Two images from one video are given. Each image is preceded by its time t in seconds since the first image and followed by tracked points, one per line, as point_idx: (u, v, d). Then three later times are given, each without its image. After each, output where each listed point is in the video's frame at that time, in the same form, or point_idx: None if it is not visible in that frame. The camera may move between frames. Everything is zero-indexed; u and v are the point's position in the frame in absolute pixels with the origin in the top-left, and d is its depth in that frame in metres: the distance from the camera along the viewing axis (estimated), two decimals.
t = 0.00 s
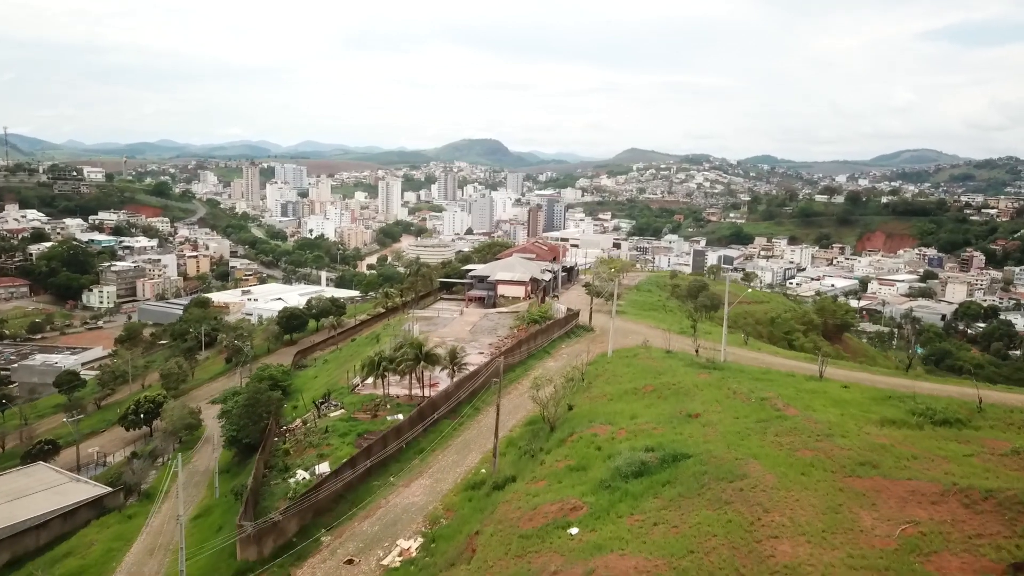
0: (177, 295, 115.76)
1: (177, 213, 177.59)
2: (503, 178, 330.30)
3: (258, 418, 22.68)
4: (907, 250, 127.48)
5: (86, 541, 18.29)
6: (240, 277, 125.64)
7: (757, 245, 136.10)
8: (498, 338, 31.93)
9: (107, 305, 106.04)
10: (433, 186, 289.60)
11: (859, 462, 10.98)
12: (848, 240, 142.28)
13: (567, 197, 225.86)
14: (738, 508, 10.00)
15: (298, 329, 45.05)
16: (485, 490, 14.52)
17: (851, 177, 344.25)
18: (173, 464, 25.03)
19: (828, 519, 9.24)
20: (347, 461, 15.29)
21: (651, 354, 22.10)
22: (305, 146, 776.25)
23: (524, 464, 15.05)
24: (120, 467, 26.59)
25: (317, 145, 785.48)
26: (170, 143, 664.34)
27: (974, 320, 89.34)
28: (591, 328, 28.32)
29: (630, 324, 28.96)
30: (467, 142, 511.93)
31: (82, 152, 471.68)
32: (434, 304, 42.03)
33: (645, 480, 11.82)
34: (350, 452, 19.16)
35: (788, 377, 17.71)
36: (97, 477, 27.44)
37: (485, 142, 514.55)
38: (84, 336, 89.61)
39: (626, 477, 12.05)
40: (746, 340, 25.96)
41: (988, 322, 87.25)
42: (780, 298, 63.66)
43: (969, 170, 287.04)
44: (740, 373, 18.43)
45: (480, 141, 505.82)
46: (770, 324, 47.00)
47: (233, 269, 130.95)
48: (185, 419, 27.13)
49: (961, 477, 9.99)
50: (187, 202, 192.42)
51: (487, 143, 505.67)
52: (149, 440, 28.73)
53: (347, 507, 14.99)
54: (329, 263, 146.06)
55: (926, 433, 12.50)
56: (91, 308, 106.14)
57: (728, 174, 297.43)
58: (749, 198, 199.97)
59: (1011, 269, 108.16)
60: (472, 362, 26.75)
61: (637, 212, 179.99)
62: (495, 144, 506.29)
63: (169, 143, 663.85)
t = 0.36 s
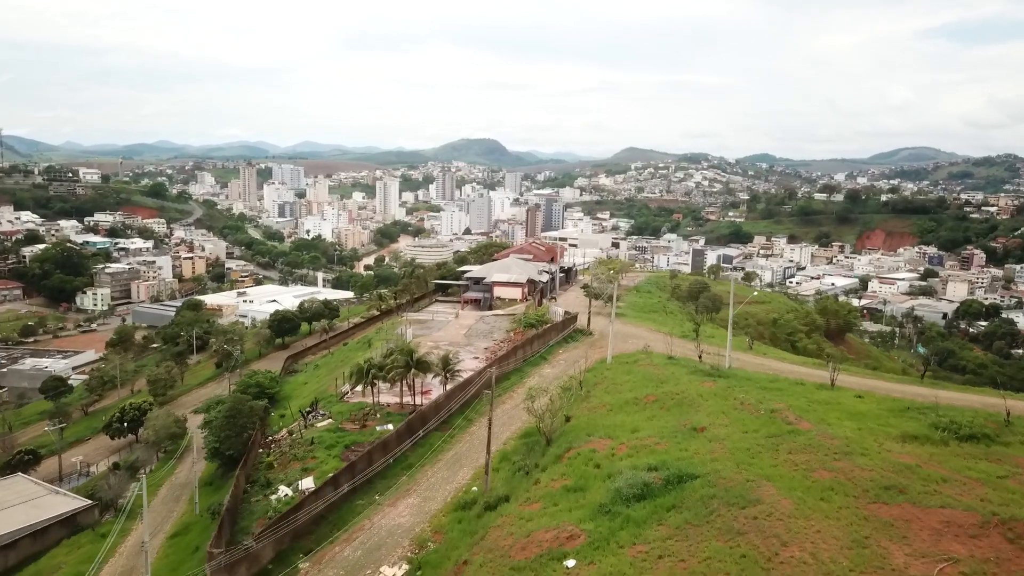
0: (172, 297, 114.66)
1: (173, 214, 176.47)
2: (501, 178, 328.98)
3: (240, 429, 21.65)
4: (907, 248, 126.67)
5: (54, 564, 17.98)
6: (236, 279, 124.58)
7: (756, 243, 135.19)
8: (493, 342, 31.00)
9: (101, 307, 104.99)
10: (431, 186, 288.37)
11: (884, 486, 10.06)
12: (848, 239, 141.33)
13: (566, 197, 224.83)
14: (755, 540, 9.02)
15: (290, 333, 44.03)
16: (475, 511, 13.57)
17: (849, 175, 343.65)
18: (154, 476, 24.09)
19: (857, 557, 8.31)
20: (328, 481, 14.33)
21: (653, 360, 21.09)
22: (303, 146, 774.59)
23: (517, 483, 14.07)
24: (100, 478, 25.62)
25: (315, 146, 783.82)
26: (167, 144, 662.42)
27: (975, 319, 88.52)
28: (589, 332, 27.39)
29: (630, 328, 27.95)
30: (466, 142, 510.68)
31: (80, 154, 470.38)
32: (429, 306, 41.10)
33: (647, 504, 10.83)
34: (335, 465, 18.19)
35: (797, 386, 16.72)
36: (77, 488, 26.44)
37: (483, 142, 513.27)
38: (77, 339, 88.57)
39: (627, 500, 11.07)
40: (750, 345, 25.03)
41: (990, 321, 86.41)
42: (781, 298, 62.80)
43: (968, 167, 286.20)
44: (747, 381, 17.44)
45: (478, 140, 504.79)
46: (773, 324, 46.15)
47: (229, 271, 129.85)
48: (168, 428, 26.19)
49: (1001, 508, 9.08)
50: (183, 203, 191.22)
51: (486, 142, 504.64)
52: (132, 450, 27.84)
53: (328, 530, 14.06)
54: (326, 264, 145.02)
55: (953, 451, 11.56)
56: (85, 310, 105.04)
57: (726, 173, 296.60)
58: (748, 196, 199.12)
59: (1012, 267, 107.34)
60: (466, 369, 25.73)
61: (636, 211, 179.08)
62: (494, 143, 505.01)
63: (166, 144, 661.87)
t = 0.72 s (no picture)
0: (166, 299, 113.47)
1: (169, 215, 175.24)
2: (499, 177, 327.96)
3: (221, 437, 20.65)
4: (907, 245, 125.82)
5: None
6: (231, 280, 123.44)
7: (755, 242, 134.30)
8: (489, 344, 30.00)
9: (95, 309, 103.83)
10: (429, 186, 287.24)
11: (915, 506, 9.12)
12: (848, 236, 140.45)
13: (564, 196, 223.86)
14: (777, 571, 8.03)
15: (282, 335, 43.00)
16: (465, 528, 12.57)
17: (848, 173, 342.96)
18: (134, 485, 23.03)
19: None
20: (306, 497, 13.31)
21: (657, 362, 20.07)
22: (302, 146, 772.87)
23: (512, 497, 13.05)
24: (79, 488, 24.54)
25: (313, 145, 781.56)
26: (165, 145, 660.59)
27: (977, 317, 87.53)
28: (588, 333, 26.41)
29: (631, 329, 26.96)
30: (464, 142, 509.59)
31: (77, 155, 469.16)
32: (424, 307, 40.13)
33: (653, 524, 9.83)
34: (318, 476, 17.19)
35: (810, 390, 15.74)
36: (57, 498, 25.39)
37: (481, 142, 512.08)
38: (70, 341, 87.39)
39: (631, 519, 10.08)
40: (756, 346, 24.04)
41: (992, 318, 85.46)
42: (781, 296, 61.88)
43: (966, 165, 285.59)
44: (757, 384, 16.48)
45: (476, 140, 503.64)
46: (776, 323, 45.25)
47: (225, 271, 128.65)
48: (150, 435, 25.17)
49: None
50: (179, 204, 189.92)
51: (484, 142, 503.54)
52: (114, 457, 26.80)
53: (306, 551, 13.08)
54: (323, 265, 143.93)
55: (986, 464, 10.62)
56: (78, 312, 103.86)
57: (725, 171, 295.66)
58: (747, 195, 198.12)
59: (1013, 264, 106.45)
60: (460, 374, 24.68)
61: (635, 210, 178.02)
62: (492, 143, 503.95)
63: (164, 145, 660.27)
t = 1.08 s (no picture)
0: (161, 300, 112.28)
1: (165, 215, 174.10)
2: (497, 177, 326.95)
3: (201, 444, 19.65)
4: (908, 243, 124.87)
5: None
6: (227, 280, 122.33)
7: (755, 240, 133.41)
8: (485, 346, 28.99)
9: (88, 310, 102.64)
10: (427, 185, 286.07)
11: (960, 532, 8.13)
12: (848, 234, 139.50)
13: (562, 195, 222.90)
14: None
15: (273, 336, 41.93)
16: (453, 548, 11.53)
17: (847, 171, 342.46)
18: (113, 494, 22.05)
19: None
20: (280, 514, 12.25)
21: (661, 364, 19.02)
22: (300, 147, 772.45)
23: (505, 512, 12.02)
24: (55, 496, 23.44)
25: (311, 145, 778.69)
26: (163, 147, 659.16)
27: (979, 314, 86.58)
28: (588, 332, 25.38)
29: (632, 329, 25.86)
30: (462, 142, 508.58)
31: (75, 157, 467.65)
32: (418, 306, 39.10)
33: (660, 547, 8.77)
34: (299, 488, 16.15)
35: (825, 393, 14.69)
36: (34, 507, 24.27)
37: (480, 142, 511.00)
38: (63, 343, 86.19)
39: (639, 540, 8.99)
40: (765, 346, 22.96)
41: (995, 316, 84.49)
42: (783, 294, 60.83)
43: (965, 162, 284.78)
44: (768, 387, 15.45)
45: (475, 140, 502.83)
46: (779, 322, 44.25)
47: (221, 272, 127.51)
48: (132, 441, 24.12)
49: None
50: (176, 205, 188.69)
51: (482, 142, 502.60)
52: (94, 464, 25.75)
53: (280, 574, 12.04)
54: (319, 265, 142.86)
55: None
56: (72, 313, 102.62)
57: (723, 170, 294.69)
58: (746, 193, 197.30)
59: (1014, 262, 105.58)
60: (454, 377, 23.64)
61: (634, 209, 176.93)
62: (490, 143, 502.99)
63: (162, 147, 658.77)
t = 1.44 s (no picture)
0: (156, 302, 111.10)
1: (162, 216, 172.92)
2: (496, 177, 325.71)
3: (176, 458, 18.53)
4: (908, 242, 123.93)
5: None
6: (223, 281, 121.18)
7: (755, 239, 132.46)
8: (481, 350, 27.98)
9: (82, 312, 101.39)
10: (425, 185, 284.92)
11: None
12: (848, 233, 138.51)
13: (561, 195, 221.86)
14: None
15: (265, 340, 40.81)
16: None
17: (845, 170, 341.97)
18: (90, 509, 21.04)
19: None
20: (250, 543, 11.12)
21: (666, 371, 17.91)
22: (298, 148, 770.61)
23: (498, 541, 10.96)
24: (29, 511, 22.35)
25: (310, 145, 777.07)
26: (161, 147, 657.54)
27: (981, 313, 85.72)
28: (588, 336, 24.27)
29: (634, 332, 24.74)
30: (460, 142, 507.56)
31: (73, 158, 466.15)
32: (413, 308, 38.04)
33: None
34: (279, 508, 15.06)
35: (844, 404, 13.64)
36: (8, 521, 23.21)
37: (478, 142, 510.08)
38: (55, 346, 85.00)
39: None
40: (774, 350, 21.87)
41: (997, 314, 83.58)
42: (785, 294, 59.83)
43: (964, 160, 284.12)
44: (783, 398, 14.37)
45: (473, 140, 501.96)
46: (781, 323, 43.30)
47: (216, 273, 126.40)
48: (110, 453, 23.06)
49: None
50: (173, 206, 187.48)
51: (481, 142, 501.55)
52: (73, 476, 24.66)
53: None
54: (316, 266, 141.78)
55: None
56: (65, 316, 101.41)
57: (722, 169, 293.73)
58: (745, 192, 196.35)
59: (1016, 260, 104.70)
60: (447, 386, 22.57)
61: (633, 209, 175.98)
62: (489, 143, 502.00)
63: (160, 148, 656.96)
